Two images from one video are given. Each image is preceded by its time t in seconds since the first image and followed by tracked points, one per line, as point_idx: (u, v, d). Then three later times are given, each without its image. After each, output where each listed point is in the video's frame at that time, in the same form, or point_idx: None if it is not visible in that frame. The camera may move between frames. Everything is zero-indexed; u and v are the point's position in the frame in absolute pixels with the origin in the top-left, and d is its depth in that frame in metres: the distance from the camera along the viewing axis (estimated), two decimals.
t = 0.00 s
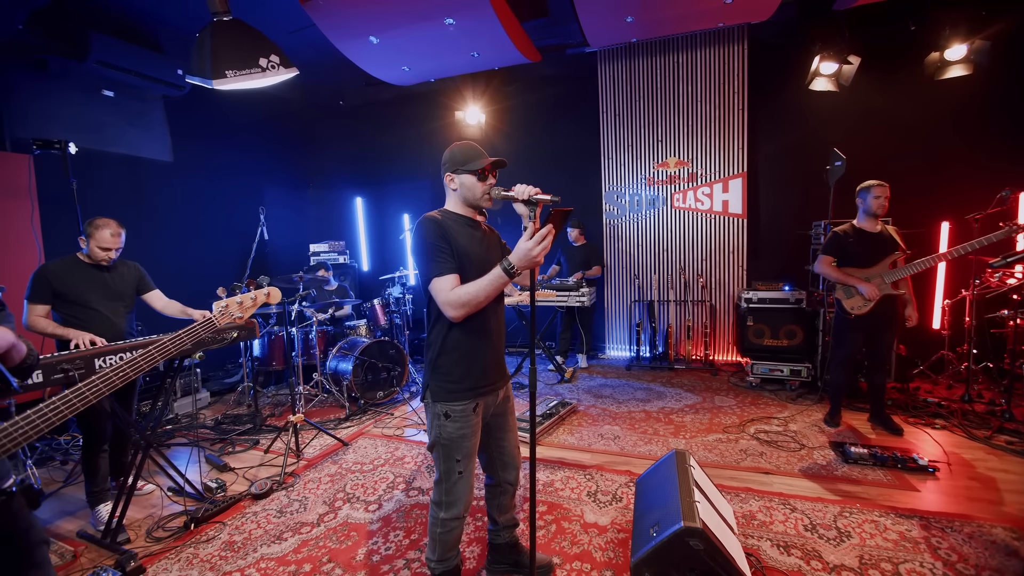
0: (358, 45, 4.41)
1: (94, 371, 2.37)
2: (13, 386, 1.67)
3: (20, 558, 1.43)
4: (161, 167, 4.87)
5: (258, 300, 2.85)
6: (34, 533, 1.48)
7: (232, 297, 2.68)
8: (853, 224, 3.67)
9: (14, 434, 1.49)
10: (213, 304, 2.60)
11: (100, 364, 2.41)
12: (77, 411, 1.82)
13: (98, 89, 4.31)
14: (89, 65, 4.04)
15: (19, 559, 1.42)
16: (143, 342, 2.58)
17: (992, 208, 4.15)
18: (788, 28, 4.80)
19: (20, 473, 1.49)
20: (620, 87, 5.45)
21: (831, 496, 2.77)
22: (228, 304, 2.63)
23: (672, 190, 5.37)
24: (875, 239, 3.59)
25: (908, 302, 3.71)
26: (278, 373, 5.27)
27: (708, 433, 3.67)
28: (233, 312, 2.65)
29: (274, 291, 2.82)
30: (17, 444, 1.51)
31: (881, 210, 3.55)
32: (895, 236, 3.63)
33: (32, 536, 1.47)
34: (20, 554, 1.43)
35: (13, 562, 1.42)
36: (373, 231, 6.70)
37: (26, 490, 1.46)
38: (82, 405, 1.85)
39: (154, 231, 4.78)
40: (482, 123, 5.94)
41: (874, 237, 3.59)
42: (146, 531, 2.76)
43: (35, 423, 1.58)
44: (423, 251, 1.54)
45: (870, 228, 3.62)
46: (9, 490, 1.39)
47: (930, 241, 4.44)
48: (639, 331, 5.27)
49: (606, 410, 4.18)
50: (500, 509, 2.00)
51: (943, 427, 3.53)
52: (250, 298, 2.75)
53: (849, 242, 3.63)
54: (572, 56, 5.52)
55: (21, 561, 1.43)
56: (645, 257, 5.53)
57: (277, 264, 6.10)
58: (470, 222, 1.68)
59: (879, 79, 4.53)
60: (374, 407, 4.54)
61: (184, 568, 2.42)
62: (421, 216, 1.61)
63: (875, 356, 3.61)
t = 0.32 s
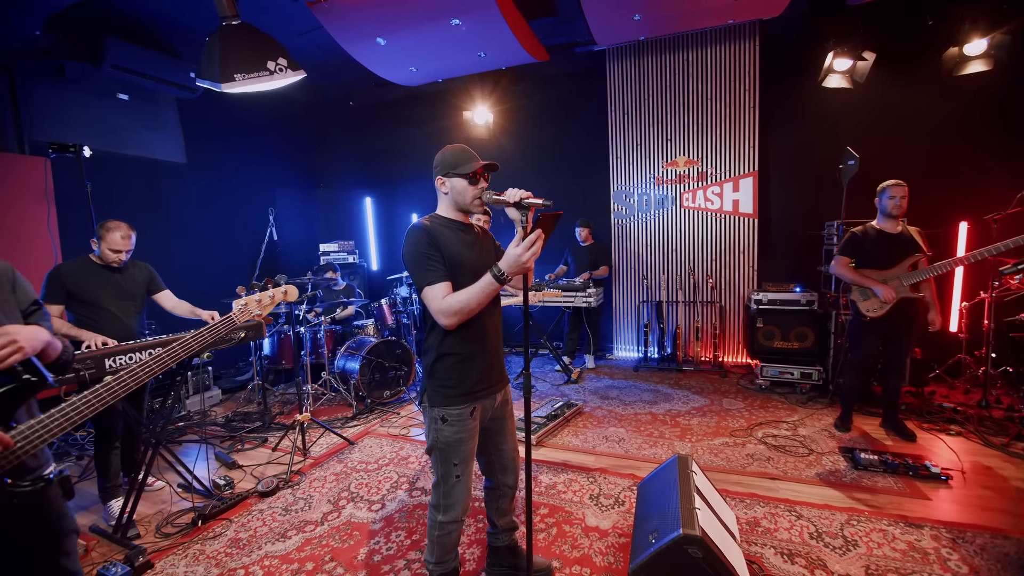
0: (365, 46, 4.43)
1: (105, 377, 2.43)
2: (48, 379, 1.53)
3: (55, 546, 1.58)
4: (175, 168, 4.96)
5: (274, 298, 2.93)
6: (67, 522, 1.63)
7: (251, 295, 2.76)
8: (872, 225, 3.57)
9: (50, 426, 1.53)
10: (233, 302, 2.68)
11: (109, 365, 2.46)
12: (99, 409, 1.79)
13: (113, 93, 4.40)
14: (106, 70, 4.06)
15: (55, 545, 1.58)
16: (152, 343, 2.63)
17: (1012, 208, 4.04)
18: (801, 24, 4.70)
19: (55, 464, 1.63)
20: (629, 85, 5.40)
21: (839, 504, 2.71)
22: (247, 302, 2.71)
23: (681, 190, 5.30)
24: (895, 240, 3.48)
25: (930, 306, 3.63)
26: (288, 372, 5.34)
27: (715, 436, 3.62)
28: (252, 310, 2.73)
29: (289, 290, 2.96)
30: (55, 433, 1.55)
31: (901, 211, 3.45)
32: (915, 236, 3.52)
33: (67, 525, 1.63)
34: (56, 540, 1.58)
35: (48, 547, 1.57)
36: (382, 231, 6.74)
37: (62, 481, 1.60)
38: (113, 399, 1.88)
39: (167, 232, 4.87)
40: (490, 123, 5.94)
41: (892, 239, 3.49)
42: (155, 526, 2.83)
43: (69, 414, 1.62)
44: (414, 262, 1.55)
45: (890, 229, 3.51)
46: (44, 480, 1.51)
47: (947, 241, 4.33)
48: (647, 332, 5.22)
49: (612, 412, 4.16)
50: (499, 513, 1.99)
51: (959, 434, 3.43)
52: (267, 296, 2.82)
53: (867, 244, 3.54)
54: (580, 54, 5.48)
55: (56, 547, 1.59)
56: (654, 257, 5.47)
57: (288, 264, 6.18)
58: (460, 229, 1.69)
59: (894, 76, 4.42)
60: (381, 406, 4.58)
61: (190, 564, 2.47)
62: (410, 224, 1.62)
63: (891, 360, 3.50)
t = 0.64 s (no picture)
0: (373, 47, 4.44)
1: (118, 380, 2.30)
2: (95, 371, 1.56)
3: (84, 531, 1.56)
4: (188, 169, 5.04)
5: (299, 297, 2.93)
6: (100, 510, 1.62)
7: (277, 293, 2.75)
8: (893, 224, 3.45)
9: (94, 414, 1.54)
10: (260, 300, 2.67)
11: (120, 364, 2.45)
12: (140, 399, 1.76)
13: (127, 95, 4.48)
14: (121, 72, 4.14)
15: (83, 532, 1.55)
16: (163, 342, 2.67)
17: None
18: (815, 19, 4.60)
19: (101, 452, 1.62)
20: (638, 83, 5.34)
21: (848, 510, 2.66)
22: (274, 299, 2.70)
23: (691, 189, 5.24)
24: (918, 241, 3.36)
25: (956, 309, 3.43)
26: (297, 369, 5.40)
27: (722, 439, 3.57)
28: (278, 308, 2.72)
29: (312, 288, 2.93)
30: (100, 421, 1.56)
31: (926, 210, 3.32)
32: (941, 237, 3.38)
33: (98, 513, 1.61)
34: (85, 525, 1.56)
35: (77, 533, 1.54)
36: (391, 230, 6.77)
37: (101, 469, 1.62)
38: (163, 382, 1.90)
39: (180, 231, 4.95)
40: (498, 122, 5.92)
41: (916, 240, 3.36)
42: (165, 522, 2.88)
43: (112, 405, 1.61)
44: (404, 264, 1.56)
45: (914, 229, 3.38)
46: (90, 464, 1.50)
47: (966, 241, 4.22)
48: (656, 332, 5.17)
49: (618, 413, 4.13)
50: (497, 515, 1.99)
51: (975, 440, 3.34)
52: (293, 294, 2.80)
53: (887, 243, 3.42)
54: (589, 51, 5.43)
55: (85, 533, 1.56)
56: (663, 257, 5.41)
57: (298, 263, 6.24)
58: (452, 234, 1.71)
59: (912, 71, 4.32)
60: (388, 405, 4.61)
61: (198, 561, 2.52)
62: (403, 227, 1.64)
63: (909, 364, 3.38)
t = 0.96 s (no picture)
0: (381, 47, 4.45)
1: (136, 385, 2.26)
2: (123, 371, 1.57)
3: (104, 521, 1.54)
4: (200, 169, 5.11)
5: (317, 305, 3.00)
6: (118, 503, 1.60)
7: (297, 302, 2.76)
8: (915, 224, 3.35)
9: (121, 412, 1.56)
10: (280, 308, 2.69)
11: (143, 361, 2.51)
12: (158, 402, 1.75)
13: (141, 97, 4.56)
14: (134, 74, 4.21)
15: (101, 523, 1.54)
16: (173, 341, 2.68)
17: None
18: (828, 14, 4.51)
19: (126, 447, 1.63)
20: (647, 80, 5.29)
21: (857, 517, 2.61)
22: (294, 308, 2.71)
23: (700, 187, 5.18)
24: (938, 242, 3.25)
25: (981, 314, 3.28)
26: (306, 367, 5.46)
27: (730, 442, 3.53)
28: (298, 317, 2.72)
29: (330, 298, 3.03)
30: (126, 419, 1.58)
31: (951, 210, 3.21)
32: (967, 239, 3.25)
33: (118, 504, 1.59)
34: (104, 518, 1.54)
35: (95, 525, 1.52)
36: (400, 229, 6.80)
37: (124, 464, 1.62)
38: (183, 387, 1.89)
39: (192, 231, 5.03)
40: (506, 120, 5.90)
41: (937, 241, 3.25)
42: (175, 518, 2.94)
43: (137, 403, 1.63)
44: (398, 265, 1.56)
45: (937, 229, 3.27)
46: (116, 459, 1.51)
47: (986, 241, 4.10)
48: (664, 332, 5.12)
49: (625, 414, 4.11)
50: (495, 518, 2.01)
51: (991, 446, 3.26)
52: (311, 304, 2.86)
53: (907, 244, 3.34)
54: (598, 49, 5.38)
55: (104, 523, 1.54)
56: (672, 256, 5.36)
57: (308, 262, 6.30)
58: (451, 237, 1.72)
59: (929, 66, 4.21)
60: (396, 404, 4.64)
61: (206, 557, 2.56)
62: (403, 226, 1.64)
63: (926, 368, 3.29)
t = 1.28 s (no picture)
0: (388, 46, 4.46)
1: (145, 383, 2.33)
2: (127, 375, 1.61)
3: (107, 520, 1.57)
4: (211, 169, 5.18)
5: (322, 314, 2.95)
6: (121, 503, 1.63)
7: (300, 310, 2.74)
8: (934, 224, 3.25)
9: (123, 415, 1.60)
10: (283, 317, 2.68)
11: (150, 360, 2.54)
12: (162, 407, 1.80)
13: (154, 98, 4.63)
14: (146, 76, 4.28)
15: (104, 522, 1.56)
16: (183, 339, 2.71)
17: None
18: (842, 9, 4.42)
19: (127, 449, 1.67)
20: (657, 77, 5.22)
21: (867, 523, 2.56)
22: (297, 317, 2.70)
23: (711, 185, 5.11)
24: (957, 243, 3.15)
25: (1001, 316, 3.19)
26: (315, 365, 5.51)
27: (738, 445, 3.49)
28: (300, 325, 2.71)
29: (336, 307, 2.96)
30: (128, 422, 1.62)
31: (972, 209, 3.10)
32: (989, 240, 3.13)
33: (121, 503, 1.61)
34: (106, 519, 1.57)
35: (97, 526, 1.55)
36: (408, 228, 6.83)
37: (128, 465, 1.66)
38: (188, 389, 1.96)
39: (203, 231, 5.10)
40: (514, 119, 5.88)
41: (956, 242, 3.15)
42: (185, 513, 2.99)
43: (139, 407, 1.66)
44: (379, 268, 1.65)
45: (959, 229, 3.15)
46: (116, 461, 1.56)
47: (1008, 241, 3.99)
48: (672, 332, 5.07)
49: (631, 415, 4.08)
50: (498, 520, 2.02)
51: (1009, 452, 3.17)
52: (316, 312, 2.82)
53: (924, 244, 3.25)
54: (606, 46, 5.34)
55: (107, 522, 1.57)
56: (681, 255, 5.30)
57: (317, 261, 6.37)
58: (446, 244, 1.79)
59: (947, 60, 4.12)
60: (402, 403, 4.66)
61: (213, 553, 2.60)
62: (395, 234, 1.71)
63: (943, 371, 3.20)
